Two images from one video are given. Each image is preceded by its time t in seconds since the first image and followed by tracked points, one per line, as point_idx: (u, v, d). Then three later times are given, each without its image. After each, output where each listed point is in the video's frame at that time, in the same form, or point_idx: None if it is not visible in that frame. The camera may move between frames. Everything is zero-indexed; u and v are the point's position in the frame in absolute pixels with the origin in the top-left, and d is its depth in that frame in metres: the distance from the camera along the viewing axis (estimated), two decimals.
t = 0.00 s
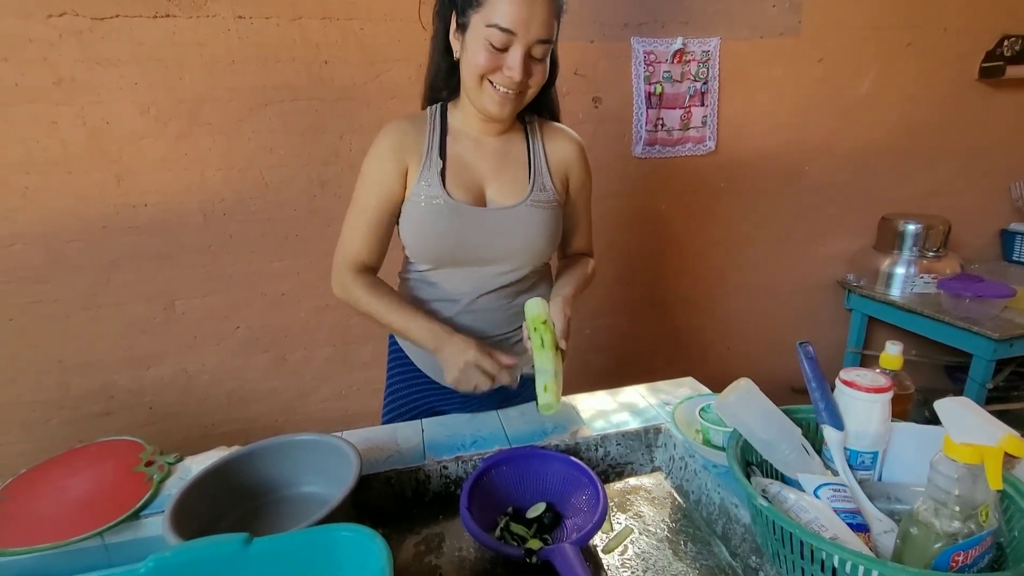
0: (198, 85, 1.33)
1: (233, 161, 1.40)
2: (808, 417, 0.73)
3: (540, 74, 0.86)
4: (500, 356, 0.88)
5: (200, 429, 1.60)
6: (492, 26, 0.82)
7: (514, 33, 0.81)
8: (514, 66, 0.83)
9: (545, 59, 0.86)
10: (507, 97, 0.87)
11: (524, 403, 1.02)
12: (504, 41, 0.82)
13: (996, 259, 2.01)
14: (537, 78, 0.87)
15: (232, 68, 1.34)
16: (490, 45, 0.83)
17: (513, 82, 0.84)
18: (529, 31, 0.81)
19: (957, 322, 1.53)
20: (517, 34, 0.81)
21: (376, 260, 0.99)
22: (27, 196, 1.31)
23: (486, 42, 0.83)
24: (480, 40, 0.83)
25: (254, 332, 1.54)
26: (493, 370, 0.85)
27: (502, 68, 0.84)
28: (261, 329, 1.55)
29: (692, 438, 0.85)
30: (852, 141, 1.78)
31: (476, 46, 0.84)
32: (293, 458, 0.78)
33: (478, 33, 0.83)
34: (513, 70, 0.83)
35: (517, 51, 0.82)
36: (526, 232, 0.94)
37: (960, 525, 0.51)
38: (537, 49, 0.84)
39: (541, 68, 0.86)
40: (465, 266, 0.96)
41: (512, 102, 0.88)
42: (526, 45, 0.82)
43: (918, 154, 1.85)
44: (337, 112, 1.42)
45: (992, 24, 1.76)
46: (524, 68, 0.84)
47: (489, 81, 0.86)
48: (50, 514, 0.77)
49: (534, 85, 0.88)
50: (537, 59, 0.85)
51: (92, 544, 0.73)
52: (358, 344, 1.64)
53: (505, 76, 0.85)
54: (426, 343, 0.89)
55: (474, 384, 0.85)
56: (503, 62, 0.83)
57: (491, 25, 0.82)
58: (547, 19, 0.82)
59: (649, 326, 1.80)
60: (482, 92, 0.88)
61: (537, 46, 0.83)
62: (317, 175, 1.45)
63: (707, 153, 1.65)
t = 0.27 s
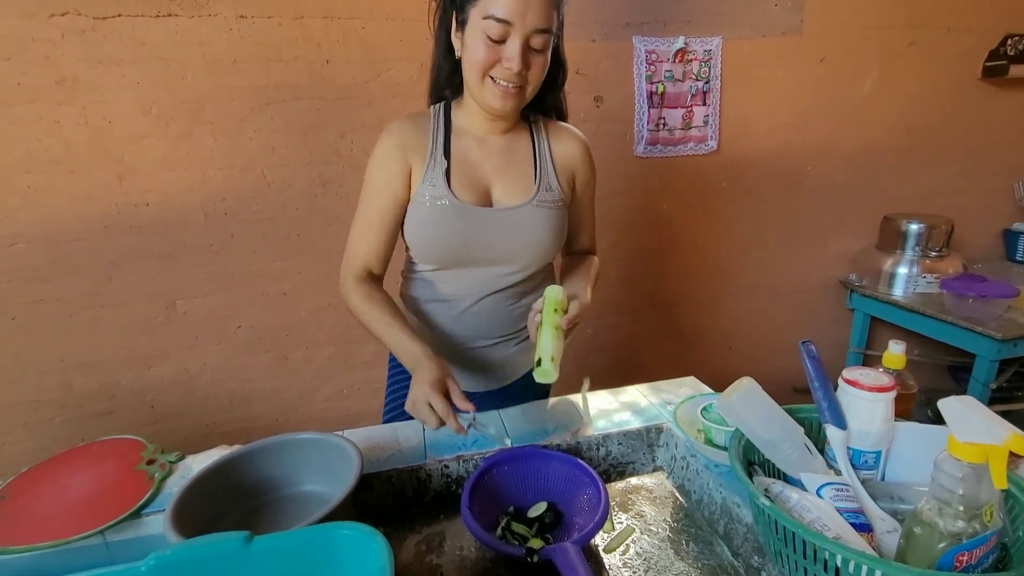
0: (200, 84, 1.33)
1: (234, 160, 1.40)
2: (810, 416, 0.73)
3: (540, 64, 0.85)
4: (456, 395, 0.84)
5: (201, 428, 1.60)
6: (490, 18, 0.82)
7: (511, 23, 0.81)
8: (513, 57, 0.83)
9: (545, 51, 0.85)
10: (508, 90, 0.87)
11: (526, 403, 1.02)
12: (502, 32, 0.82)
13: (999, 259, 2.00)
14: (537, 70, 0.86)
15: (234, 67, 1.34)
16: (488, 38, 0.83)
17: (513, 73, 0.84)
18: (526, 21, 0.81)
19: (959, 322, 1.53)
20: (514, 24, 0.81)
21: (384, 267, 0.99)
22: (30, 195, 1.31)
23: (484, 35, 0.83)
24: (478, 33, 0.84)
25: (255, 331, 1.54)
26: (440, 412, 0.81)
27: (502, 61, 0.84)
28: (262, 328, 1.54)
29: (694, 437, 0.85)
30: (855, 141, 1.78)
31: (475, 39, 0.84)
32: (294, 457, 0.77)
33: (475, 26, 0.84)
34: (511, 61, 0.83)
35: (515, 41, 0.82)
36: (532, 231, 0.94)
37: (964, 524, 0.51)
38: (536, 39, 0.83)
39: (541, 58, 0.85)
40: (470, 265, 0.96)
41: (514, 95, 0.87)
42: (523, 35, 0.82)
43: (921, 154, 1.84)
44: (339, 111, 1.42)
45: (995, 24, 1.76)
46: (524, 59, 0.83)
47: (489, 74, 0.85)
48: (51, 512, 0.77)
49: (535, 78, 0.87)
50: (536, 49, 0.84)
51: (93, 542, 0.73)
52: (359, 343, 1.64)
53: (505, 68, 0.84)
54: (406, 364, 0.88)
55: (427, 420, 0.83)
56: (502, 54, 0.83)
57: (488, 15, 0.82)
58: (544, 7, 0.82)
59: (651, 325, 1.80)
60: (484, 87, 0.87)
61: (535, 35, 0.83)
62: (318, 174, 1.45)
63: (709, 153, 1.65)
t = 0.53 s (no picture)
0: (201, 84, 1.33)
1: (236, 160, 1.40)
2: (812, 417, 0.73)
3: (530, 56, 0.85)
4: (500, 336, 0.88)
5: (203, 428, 1.60)
6: (477, 14, 0.82)
7: (499, 17, 0.81)
8: (504, 51, 0.82)
9: (536, 43, 0.85)
10: (502, 85, 0.86)
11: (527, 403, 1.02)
12: (490, 27, 0.82)
13: (1001, 260, 1.99)
14: (529, 63, 0.86)
15: (236, 67, 1.34)
16: (478, 34, 0.83)
17: (505, 67, 0.84)
18: (513, 13, 0.81)
19: (961, 323, 1.52)
20: (502, 18, 0.81)
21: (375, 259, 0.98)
22: (32, 195, 1.31)
23: (473, 32, 0.83)
24: (467, 31, 0.84)
25: (256, 331, 1.54)
26: (495, 349, 0.85)
27: (493, 56, 0.84)
28: (263, 328, 1.54)
29: (695, 437, 0.85)
30: (857, 141, 1.77)
31: (465, 37, 0.84)
32: (295, 457, 0.77)
33: (464, 24, 0.84)
34: (503, 56, 0.83)
35: (504, 34, 0.82)
36: (532, 233, 0.94)
37: (967, 526, 0.51)
38: (525, 31, 0.83)
39: (532, 51, 0.85)
40: (471, 267, 0.96)
41: (509, 91, 0.87)
42: (512, 27, 0.82)
43: (923, 154, 1.84)
44: (340, 111, 1.42)
45: (997, 24, 1.75)
46: (515, 52, 0.83)
47: (482, 71, 0.85)
48: (53, 512, 0.77)
49: (528, 71, 0.86)
50: (526, 42, 0.84)
51: (94, 542, 0.73)
52: (360, 344, 1.64)
53: (497, 64, 0.84)
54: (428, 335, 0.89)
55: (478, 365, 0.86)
56: (492, 50, 0.83)
57: (474, 11, 0.82)
58: None
59: (652, 326, 1.80)
60: (479, 86, 0.87)
61: (524, 27, 0.83)
62: (319, 174, 1.45)
63: (710, 153, 1.65)
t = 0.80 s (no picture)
0: (202, 84, 1.33)
1: (237, 160, 1.40)
2: (814, 417, 0.73)
3: (527, 56, 0.85)
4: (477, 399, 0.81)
5: (204, 428, 1.60)
6: (474, 15, 0.82)
7: (496, 18, 0.81)
8: (501, 52, 0.82)
9: (533, 43, 0.85)
10: (500, 86, 0.86)
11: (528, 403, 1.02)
12: (487, 28, 0.82)
13: (1004, 260, 1.99)
14: (527, 63, 0.86)
15: (237, 67, 1.34)
16: (475, 35, 0.83)
17: (502, 68, 0.84)
18: (509, 14, 0.81)
19: (963, 323, 1.52)
20: (499, 18, 0.81)
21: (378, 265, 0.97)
22: (33, 195, 1.31)
23: (470, 33, 0.83)
24: (464, 32, 0.84)
25: (258, 331, 1.54)
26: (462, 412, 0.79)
27: (491, 57, 0.84)
28: (264, 328, 1.54)
29: (696, 438, 0.85)
30: (858, 141, 1.77)
31: (462, 38, 0.84)
32: (296, 457, 0.77)
33: (461, 25, 0.84)
34: (500, 56, 0.83)
35: (501, 35, 0.82)
36: (532, 235, 0.94)
37: (970, 527, 0.51)
38: (522, 31, 0.83)
39: (529, 51, 0.85)
40: (471, 270, 0.96)
41: (506, 91, 0.87)
42: (508, 28, 0.82)
43: (925, 154, 1.83)
44: (341, 111, 1.42)
45: (999, 23, 1.75)
46: (512, 52, 0.83)
47: (480, 73, 0.85)
48: (54, 511, 0.77)
49: (526, 71, 0.86)
50: (523, 43, 0.84)
51: (96, 541, 0.73)
52: (361, 344, 1.64)
53: (494, 64, 0.84)
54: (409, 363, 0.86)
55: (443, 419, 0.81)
56: (490, 50, 0.83)
57: (470, 12, 0.82)
58: None
59: (653, 326, 1.79)
60: (478, 88, 0.87)
61: (520, 27, 0.83)
62: (320, 174, 1.45)
63: (711, 153, 1.65)
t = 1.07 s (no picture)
0: (203, 84, 1.33)
1: (238, 160, 1.40)
2: (814, 417, 0.72)
3: (529, 53, 0.85)
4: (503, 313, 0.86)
5: (205, 427, 1.60)
6: (477, 11, 0.82)
7: (499, 14, 0.81)
8: (503, 48, 0.82)
9: (535, 40, 0.85)
10: (502, 81, 0.86)
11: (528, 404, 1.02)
12: (490, 24, 0.82)
13: (1005, 260, 1.98)
14: (529, 60, 0.86)
15: (238, 67, 1.34)
16: (478, 31, 0.83)
17: (505, 64, 0.84)
18: (512, 11, 0.81)
19: (965, 324, 1.52)
20: (502, 14, 0.81)
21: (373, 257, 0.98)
22: (35, 195, 1.31)
23: (474, 29, 0.83)
24: (468, 28, 0.84)
25: (259, 331, 1.55)
26: (496, 323, 0.84)
27: (493, 53, 0.83)
28: (265, 328, 1.55)
29: (696, 438, 0.85)
30: (859, 141, 1.77)
31: (465, 34, 0.84)
32: (296, 456, 0.78)
33: (464, 21, 0.84)
34: (502, 52, 0.83)
35: (504, 31, 0.82)
36: (533, 233, 0.94)
37: (969, 527, 0.51)
38: (525, 28, 0.83)
39: (531, 48, 0.85)
40: (471, 267, 0.96)
41: (508, 87, 0.86)
42: (511, 24, 0.82)
43: (926, 154, 1.83)
44: (342, 111, 1.42)
45: (1001, 23, 1.74)
46: (515, 49, 0.83)
47: (482, 68, 0.85)
48: (55, 510, 0.77)
49: (527, 69, 0.86)
50: (526, 40, 0.84)
51: (96, 540, 0.73)
52: (362, 344, 1.64)
53: (496, 60, 0.84)
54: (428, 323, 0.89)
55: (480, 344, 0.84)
56: (492, 47, 0.83)
57: (474, 8, 0.82)
58: None
59: (654, 326, 1.79)
60: (480, 84, 0.87)
61: (523, 24, 0.83)
62: (321, 174, 1.45)
63: (712, 153, 1.65)
